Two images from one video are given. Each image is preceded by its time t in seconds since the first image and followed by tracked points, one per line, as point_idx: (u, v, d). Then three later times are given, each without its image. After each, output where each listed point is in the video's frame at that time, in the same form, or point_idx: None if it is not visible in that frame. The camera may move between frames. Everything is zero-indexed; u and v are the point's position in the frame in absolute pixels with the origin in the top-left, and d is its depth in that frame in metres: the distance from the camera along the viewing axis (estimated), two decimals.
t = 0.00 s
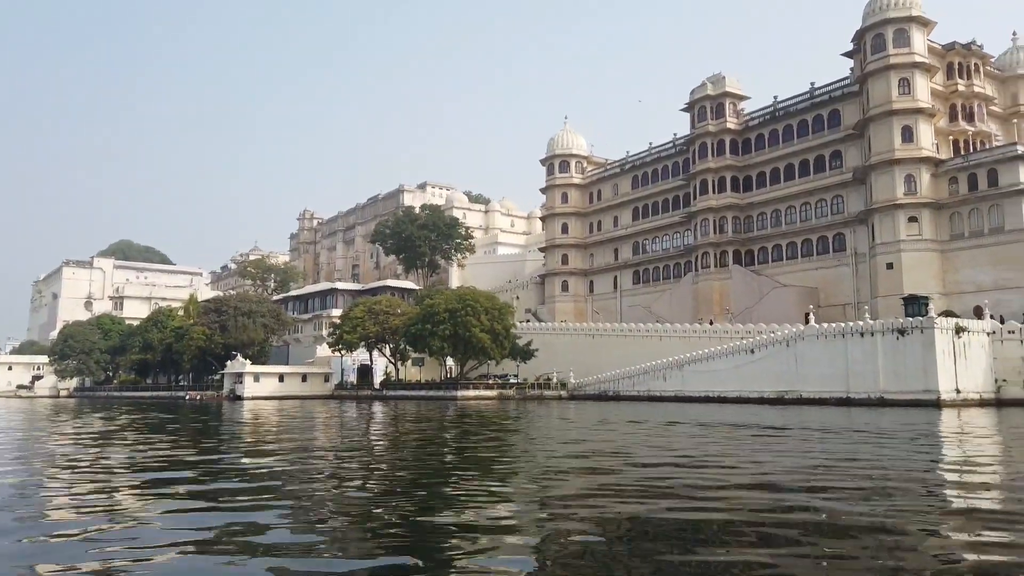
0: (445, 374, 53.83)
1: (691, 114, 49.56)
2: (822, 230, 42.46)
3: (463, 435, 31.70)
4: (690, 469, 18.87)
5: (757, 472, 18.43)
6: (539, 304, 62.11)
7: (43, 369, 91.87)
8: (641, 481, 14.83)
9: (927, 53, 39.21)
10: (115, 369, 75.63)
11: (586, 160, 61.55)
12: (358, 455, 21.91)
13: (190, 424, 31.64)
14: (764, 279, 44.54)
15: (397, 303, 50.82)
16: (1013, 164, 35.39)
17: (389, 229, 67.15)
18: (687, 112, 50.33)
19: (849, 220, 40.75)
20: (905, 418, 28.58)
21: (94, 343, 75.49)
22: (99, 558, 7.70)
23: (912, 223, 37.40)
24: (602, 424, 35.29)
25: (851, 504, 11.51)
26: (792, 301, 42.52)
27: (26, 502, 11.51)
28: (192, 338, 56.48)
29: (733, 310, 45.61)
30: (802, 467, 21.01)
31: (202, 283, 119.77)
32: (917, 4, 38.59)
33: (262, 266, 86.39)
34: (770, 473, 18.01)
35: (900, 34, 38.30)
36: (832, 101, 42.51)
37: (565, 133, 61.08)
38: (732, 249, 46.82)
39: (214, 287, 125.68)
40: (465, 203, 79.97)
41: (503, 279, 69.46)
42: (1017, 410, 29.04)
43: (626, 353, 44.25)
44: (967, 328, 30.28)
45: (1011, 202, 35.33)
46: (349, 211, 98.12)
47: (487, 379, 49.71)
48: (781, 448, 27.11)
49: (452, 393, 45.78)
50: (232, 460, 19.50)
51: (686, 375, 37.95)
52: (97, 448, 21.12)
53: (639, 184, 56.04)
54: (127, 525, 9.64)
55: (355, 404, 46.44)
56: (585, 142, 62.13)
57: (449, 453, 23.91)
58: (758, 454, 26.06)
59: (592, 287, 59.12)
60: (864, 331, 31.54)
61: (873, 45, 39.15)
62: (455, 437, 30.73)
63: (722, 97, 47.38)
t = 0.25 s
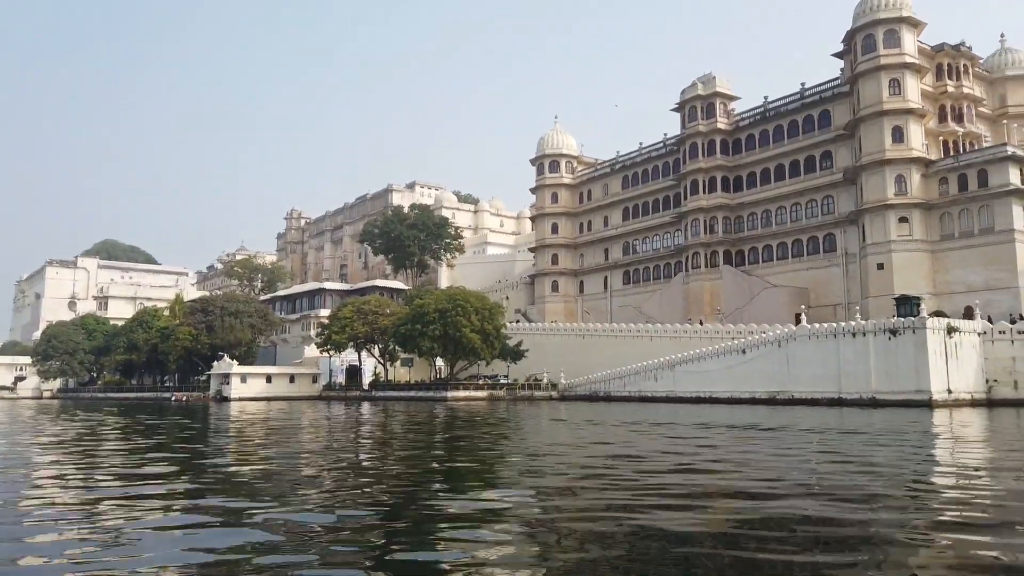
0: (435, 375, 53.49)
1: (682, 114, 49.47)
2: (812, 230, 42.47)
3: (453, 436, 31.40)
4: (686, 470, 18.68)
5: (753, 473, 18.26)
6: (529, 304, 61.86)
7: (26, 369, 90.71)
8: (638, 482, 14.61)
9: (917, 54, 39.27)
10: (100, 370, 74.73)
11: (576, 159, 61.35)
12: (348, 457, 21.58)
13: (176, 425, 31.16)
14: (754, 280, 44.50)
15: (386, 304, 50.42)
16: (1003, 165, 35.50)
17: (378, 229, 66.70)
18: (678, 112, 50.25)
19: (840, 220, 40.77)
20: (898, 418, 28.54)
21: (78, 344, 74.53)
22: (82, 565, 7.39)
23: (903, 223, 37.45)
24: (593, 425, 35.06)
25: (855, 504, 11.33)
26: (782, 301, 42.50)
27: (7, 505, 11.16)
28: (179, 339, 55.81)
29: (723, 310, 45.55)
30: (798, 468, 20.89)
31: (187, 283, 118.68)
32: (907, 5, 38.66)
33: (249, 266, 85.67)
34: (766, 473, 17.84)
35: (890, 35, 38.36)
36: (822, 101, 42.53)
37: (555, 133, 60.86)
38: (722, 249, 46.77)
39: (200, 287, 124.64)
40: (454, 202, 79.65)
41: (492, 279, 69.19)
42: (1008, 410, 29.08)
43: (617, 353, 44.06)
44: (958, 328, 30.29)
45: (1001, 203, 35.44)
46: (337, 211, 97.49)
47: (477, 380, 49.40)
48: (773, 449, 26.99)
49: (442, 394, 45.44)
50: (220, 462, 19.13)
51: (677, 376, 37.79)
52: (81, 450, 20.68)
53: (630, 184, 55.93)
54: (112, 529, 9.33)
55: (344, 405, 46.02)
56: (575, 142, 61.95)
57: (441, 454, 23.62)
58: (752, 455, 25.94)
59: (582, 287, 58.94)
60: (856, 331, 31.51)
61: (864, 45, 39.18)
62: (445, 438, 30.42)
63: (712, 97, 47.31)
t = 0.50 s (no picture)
0: (428, 375, 53.15)
1: (676, 114, 49.30)
2: (807, 230, 42.37)
3: (447, 437, 31.10)
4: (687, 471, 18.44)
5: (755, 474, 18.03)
6: (523, 304, 61.55)
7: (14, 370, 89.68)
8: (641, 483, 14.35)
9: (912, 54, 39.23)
10: (88, 370, 73.93)
11: (570, 159, 61.10)
12: (343, 458, 21.24)
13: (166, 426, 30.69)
14: (749, 280, 44.36)
15: (379, 304, 50.02)
16: (998, 165, 35.47)
17: (370, 229, 66.26)
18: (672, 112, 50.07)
19: (835, 220, 40.69)
20: (896, 418, 28.41)
21: (66, 344, 73.69)
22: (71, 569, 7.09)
23: (898, 223, 37.39)
24: (589, 426, 34.80)
25: (863, 504, 11.11)
26: (777, 301, 42.38)
27: None
28: (168, 339, 55.19)
29: (718, 310, 45.39)
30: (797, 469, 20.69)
31: (177, 283, 117.73)
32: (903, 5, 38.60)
33: (239, 266, 85.00)
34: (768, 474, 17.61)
35: (886, 34, 38.29)
36: (817, 101, 42.44)
37: (549, 133, 60.60)
38: (717, 249, 46.62)
39: (190, 287, 123.76)
40: (446, 202, 79.32)
41: (485, 279, 68.89)
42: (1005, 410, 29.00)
43: (611, 354, 43.80)
44: (955, 329, 30.20)
45: (996, 202, 35.42)
46: (329, 210, 96.90)
47: (470, 380, 49.07)
48: (771, 449, 26.80)
49: (435, 395, 45.09)
50: (212, 463, 18.78)
51: (673, 376, 37.57)
52: (69, 452, 20.25)
53: (624, 184, 55.73)
54: (101, 531, 9.00)
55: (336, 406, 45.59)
56: (569, 141, 61.71)
57: (436, 456, 23.30)
58: (749, 456, 25.72)
59: (576, 287, 58.69)
60: (852, 331, 31.37)
61: (859, 45, 39.10)
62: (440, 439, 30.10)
63: (707, 96, 47.15)
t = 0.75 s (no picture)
0: (420, 375, 52.82)
1: (670, 113, 49.16)
2: (801, 230, 42.31)
3: (440, 438, 30.78)
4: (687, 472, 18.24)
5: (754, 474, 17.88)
6: (515, 304, 61.30)
7: None
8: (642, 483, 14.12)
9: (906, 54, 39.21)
10: (76, 371, 73.14)
11: (563, 159, 60.87)
12: (336, 459, 20.93)
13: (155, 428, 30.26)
14: (743, 280, 44.27)
15: (371, 304, 49.64)
16: (991, 165, 35.50)
17: (362, 228, 65.82)
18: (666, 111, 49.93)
19: (829, 220, 40.64)
20: (891, 419, 28.33)
21: (53, 344, 72.86)
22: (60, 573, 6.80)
23: (892, 223, 37.37)
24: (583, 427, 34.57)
25: (868, 505, 10.91)
26: (771, 301, 42.30)
27: None
28: (157, 339, 54.58)
29: (711, 310, 45.28)
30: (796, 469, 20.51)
31: (165, 282, 116.79)
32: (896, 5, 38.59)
33: (229, 265, 84.33)
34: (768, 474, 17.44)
35: (880, 34, 38.27)
36: (811, 101, 42.39)
37: (542, 132, 60.34)
38: (711, 249, 46.51)
39: (179, 286, 122.83)
40: (438, 201, 78.99)
41: (477, 279, 68.60)
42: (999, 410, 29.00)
43: (605, 354, 43.60)
44: (950, 329, 30.17)
45: (989, 203, 35.46)
46: (319, 210, 96.32)
47: (463, 380, 48.79)
48: (767, 450, 26.67)
49: (428, 395, 44.76)
50: (202, 465, 18.42)
51: (667, 376, 37.40)
52: (56, 454, 19.83)
53: (617, 184, 55.57)
54: (89, 534, 8.70)
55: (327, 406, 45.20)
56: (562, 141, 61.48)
57: (431, 457, 23.00)
58: (746, 456, 25.58)
59: (569, 287, 58.49)
60: (848, 331, 31.29)
61: (853, 45, 39.08)
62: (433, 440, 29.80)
63: (700, 96, 47.04)
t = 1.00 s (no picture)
0: (418, 375, 52.54)
1: (669, 112, 48.95)
2: (802, 229, 42.14)
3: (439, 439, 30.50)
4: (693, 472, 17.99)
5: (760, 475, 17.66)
6: (513, 304, 61.06)
7: None
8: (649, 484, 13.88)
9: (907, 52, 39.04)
10: (71, 371, 72.65)
11: (561, 158, 60.63)
12: (335, 460, 20.66)
13: (152, 428, 29.95)
14: (743, 279, 44.07)
15: (369, 304, 49.33)
16: (993, 164, 35.36)
17: (359, 227, 65.49)
18: (665, 110, 49.74)
19: (829, 219, 40.48)
20: (894, 419, 28.14)
21: (48, 344, 72.39)
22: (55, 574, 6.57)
23: (893, 222, 37.20)
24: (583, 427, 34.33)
25: (881, 505, 10.69)
26: (772, 301, 42.12)
27: None
28: (153, 339, 54.20)
29: (711, 309, 45.07)
30: (802, 470, 20.30)
31: (162, 282, 116.27)
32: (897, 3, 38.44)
33: (225, 265, 83.94)
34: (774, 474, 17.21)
35: (881, 32, 38.11)
36: (812, 100, 42.22)
37: (540, 131, 60.09)
38: (710, 249, 46.32)
39: (175, 286, 122.30)
40: (436, 201, 78.71)
41: (475, 279, 68.35)
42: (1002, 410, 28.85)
43: (604, 354, 43.37)
44: (952, 328, 30.00)
45: (991, 202, 35.32)
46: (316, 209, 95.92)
47: (461, 380, 48.53)
48: (769, 450, 26.45)
49: (426, 396, 44.49)
50: (199, 466, 18.12)
51: (667, 376, 37.18)
52: (51, 455, 19.52)
53: (616, 183, 55.36)
54: (85, 535, 8.46)
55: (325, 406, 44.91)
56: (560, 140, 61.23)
57: (432, 458, 22.75)
58: (748, 456, 25.37)
59: (567, 287, 58.25)
60: (850, 331, 31.10)
61: (854, 43, 38.91)
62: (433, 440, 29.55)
63: (700, 95, 46.83)
